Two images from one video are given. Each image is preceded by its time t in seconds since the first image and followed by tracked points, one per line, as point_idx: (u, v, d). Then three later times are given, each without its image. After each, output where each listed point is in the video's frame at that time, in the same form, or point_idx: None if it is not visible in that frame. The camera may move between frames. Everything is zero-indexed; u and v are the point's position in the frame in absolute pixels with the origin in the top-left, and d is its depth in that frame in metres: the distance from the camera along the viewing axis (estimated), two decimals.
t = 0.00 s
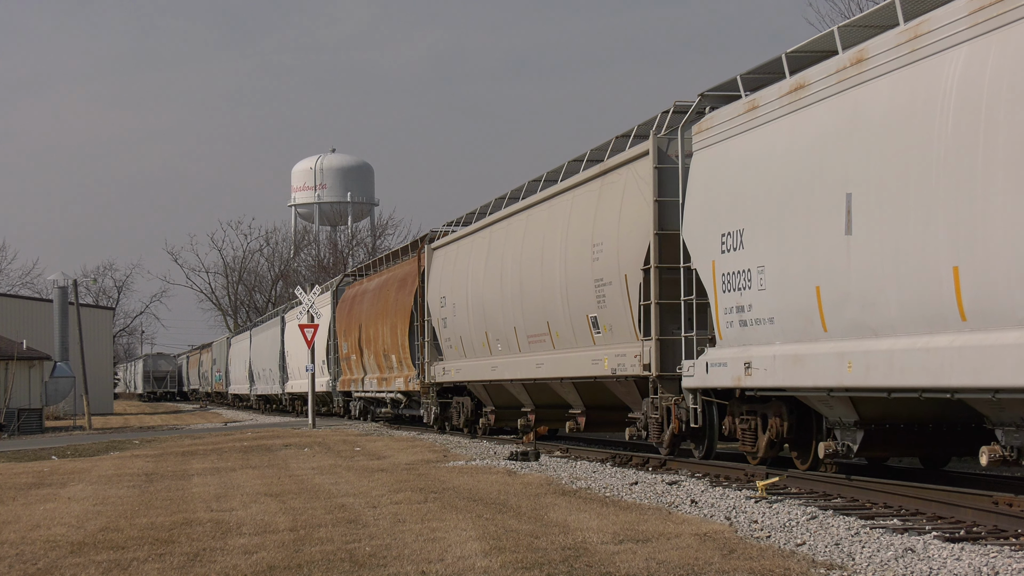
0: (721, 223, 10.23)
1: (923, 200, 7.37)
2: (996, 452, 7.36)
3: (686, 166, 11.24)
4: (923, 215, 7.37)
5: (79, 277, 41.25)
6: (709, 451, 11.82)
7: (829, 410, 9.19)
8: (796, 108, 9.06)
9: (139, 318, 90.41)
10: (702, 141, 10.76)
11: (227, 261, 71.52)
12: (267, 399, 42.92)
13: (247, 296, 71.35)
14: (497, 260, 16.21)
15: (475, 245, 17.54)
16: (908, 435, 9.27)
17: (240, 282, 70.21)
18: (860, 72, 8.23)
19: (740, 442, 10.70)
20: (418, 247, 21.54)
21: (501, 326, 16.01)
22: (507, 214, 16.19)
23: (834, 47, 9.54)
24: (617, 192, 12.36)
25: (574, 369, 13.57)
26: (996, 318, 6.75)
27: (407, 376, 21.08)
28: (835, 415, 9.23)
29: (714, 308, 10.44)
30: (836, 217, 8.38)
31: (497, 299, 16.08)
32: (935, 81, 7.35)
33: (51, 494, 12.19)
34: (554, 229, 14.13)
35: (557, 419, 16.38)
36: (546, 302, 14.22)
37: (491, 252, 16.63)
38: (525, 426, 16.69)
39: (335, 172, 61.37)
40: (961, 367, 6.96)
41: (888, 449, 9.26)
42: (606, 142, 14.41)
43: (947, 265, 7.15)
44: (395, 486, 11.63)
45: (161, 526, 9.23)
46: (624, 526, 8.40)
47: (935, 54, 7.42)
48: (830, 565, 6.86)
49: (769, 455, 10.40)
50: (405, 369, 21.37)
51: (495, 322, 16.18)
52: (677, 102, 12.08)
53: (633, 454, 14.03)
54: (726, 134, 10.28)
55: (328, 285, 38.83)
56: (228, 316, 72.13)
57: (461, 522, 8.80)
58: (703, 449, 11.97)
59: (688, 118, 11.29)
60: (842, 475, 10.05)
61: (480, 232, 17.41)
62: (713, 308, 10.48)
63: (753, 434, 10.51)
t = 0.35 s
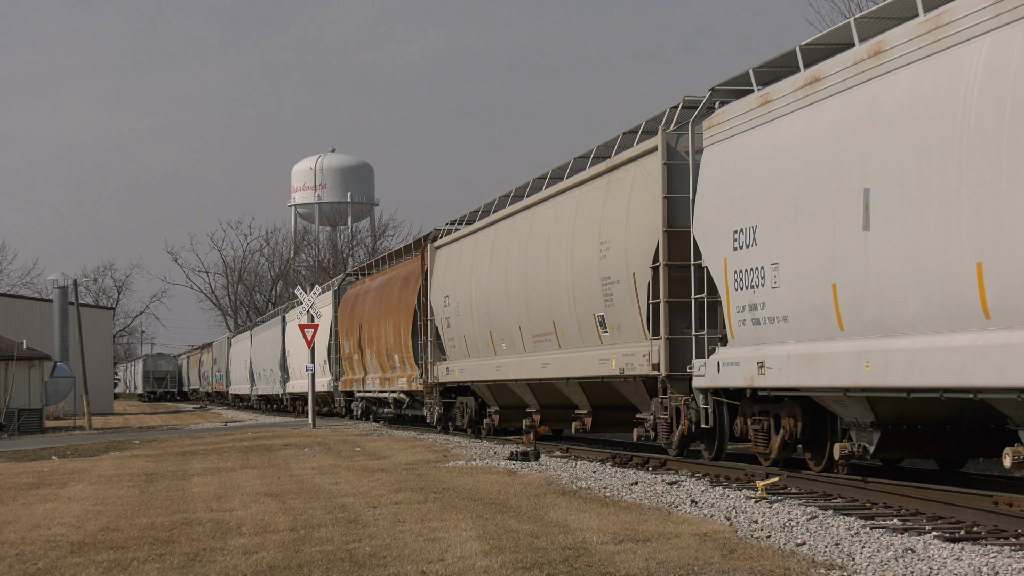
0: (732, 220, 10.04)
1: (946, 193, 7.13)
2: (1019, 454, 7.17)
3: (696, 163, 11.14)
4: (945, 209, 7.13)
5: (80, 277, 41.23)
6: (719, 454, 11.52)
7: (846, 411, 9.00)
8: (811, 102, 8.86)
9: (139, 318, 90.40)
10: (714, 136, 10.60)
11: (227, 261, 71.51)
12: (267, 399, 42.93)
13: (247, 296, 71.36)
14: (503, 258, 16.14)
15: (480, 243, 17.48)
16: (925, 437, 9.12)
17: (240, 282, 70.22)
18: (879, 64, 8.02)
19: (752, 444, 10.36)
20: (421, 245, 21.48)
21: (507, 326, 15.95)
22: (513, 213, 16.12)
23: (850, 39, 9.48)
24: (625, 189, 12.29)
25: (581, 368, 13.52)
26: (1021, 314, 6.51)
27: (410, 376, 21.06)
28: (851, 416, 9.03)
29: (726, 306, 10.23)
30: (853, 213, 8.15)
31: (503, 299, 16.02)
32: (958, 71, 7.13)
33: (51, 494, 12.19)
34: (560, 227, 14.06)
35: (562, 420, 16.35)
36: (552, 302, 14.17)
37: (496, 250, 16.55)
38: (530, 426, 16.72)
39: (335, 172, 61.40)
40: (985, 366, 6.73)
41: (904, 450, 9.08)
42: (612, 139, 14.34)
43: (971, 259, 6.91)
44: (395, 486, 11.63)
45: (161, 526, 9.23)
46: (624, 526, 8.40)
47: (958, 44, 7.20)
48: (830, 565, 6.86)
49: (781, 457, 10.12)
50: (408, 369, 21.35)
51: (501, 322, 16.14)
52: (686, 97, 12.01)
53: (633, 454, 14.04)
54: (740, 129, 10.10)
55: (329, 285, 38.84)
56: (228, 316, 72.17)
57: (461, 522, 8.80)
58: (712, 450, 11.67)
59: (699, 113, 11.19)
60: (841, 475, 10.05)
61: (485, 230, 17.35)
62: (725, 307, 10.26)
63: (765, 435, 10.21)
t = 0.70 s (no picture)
0: (745, 216, 9.87)
1: (969, 188, 6.91)
2: None
3: (707, 158, 10.99)
4: (968, 204, 6.91)
5: (80, 277, 41.24)
6: (729, 455, 11.35)
7: (863, 411, 8.85)
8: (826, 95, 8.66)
9: (139, 318, 90.41)
10: (725, 131, 10.40)
11: (227, 261, 71.53)
12: (268, 399, 42.96)
13: (247, 296, 71.39)
14: (509, 256, 16.07)
15: (485, 242, 17.42)
16: (940, 437, 9.02)
17: (240, 282, 70.26)
18: (898, 55, 7.80)
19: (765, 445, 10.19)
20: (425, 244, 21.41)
21: (513, 325, 15.89)
22: (519, 210, 16.05)
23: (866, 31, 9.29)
24: (633, 186, 12.20)
25: (588, 367, 13.45)
26: None
27: (413, 376, 21.04)
28: (868, 416, 8.92)
29: (738, 305, 10.05)
30: (871, 209, 7.94)
31: (509, 298, 15.97)
32: (982, 62, 6.91)
33: (51, 494, 12.19)
34: (567, 225, 13.99)
35: (566, 420, 16.36)
36: (559, 301, 14.11)
37: (502, 248, 16.49)
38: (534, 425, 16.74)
39: (335, 172, 61.40)
40: (1010, 367, 6.53)
41: (923, 451, 9.00)
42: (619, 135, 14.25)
43: (995, 256, 6.69)
44: (394, 486, 11.63)
45: (161, 526, 9.23)
46: (623, 526, 8.40)
47: (981, 34, 6.97)
48: (830, 565, 6.86)
49: (795, 458, 9.97)
50: (411, 369, 21.33)
51: (506, 322, 16.11)
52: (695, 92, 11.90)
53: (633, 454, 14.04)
54: (753, 123, 9.91)
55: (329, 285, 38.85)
56: (228, 316, 72.20)
57: (461, 522, 8.80)
58: (722, 451, 11.47)
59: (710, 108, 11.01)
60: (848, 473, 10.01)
61: (491, 228, 17.29)
62: (737, 306, 10.08)
63: (778, 436, 10.05)
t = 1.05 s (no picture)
0: (758, 212, 9.76)
1: (994, 183, 6.79)
2: None
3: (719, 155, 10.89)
4: (992, 199, 6.79)
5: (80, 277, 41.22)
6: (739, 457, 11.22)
7: (879, 412, 8.76)
8: (842, 89, 8.56)
9: (139, 318, 90.42)
10: (737, 127, 10.33)
11: (227, 261, 71.52)
12: (269, 399, 42.96)
13: (247, 296, 71.38)
14: (515, 254, 16.03)
15: (490, 240, 17.38)
16: (960, 439, 8.87)
17: (240, 282, 70.26)
18: (916, 47, 7.68)
19: (778, 446, 10.16)
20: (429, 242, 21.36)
21: (519, 324, 15.86)
22: (525, 207, 16.00)
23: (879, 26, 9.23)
24: (641, 182, 12.13)
25: (595, 366, 13.41)
26: None
27: (416, 375, 21.04)
28: (884, 417, 8.81)
29: (751, 303, 9.96)
30: (890, 205, 7.82)
31: (514, 298, 15.94)
32: (1005, 54, 6.78)
33: (51, 494, 12.18)
34: (574, 223, 13.93)
35: (571, 420, 16.36)
36: (566, 300, 14.08)
37: (507, 246, 16.46)
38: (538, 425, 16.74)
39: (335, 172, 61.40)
40: None
41: (940, 453, 8.86)
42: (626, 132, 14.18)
43: (1020, 252, 6.57)
44: (394, 486, 11.62)
45: (161, 526, 9.22)
46: (624, 526, 8.40)
47: (1003, 25, 6.84)
48: (830, 565, 6.85)
49: (808, 459, 9.96)
50: (414, 369, 21.32)
51: (511, 321, 16.09)
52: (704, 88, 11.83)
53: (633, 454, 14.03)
54: (767, 118, 9.79)
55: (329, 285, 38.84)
56: (227, 316, 72.17)
57: (461, 522, 8.79)
58: (733, 453, 11.23)
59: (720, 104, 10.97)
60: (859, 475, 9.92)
61: (496, 226, 17.26)
62: (750, 303, 9.97)
63: (791, 437, 10.01)
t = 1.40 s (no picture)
0: (771, 209, 9.53)
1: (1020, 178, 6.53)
2: None
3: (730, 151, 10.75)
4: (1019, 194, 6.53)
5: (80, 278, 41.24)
6: (751, 458, 11.09)
7: (897, 412, 8.54)
8: (858, 82, 8.30)
9: (139, 318, 90.44)
10: (749, 121, 10.10)
11: (227, 261, 71.52)
12: (270, 399, 42.95)
13: (247, 296, 71.40)
14: (520, 252, 15.93)
15: (495, 238, 17.27)
16: (977, 441, 8.72)
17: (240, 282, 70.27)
18: (937, 39, 7.41)
19: (792, 447, 9.98)
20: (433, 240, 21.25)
21: (524, 323, 15.78)
22: (530, 204, 15.90)
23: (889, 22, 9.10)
24: (648, 179, 12.00)
25: (601, 365, 13.31)
26: None
27: (419, 375, 21.01)
28: (901, 418, 8.60)
29: (764, 301, 9.76)
30: (909, 201, 7.58)
31: (519, 297, 15.88)
32: None
33: (51, 494, 12.18)
34: (580, 220, 13.82)
35: (577, 420, 16.34)
36: (571, 298, 14.01)
37: (513, 244, 16.35)
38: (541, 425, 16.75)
39: (335, 172, 61.38)
40: None
41: (958, 453, 8.65)
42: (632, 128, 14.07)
43: None
44: (395, 486, 11.62)
45: (161, 526, 9.22)
46: (623, 526, 8.39)
47: None
48: (830, 565, 6.85)
49: (822, 460, 9.77)
50: (417, 368, 21.29)
51: (516, 321, 16.06)
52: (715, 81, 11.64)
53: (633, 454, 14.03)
54: (779, 112, 9.54)
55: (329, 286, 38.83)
56: (228, 316, 72.16)
57: (461, 522, 8.79)
58: (744, 454, 11.20)
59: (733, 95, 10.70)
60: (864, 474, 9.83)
61: (501, 224, 17.15)
62: (763, 302, 9.79)
63: (805, 438, 9.82)
